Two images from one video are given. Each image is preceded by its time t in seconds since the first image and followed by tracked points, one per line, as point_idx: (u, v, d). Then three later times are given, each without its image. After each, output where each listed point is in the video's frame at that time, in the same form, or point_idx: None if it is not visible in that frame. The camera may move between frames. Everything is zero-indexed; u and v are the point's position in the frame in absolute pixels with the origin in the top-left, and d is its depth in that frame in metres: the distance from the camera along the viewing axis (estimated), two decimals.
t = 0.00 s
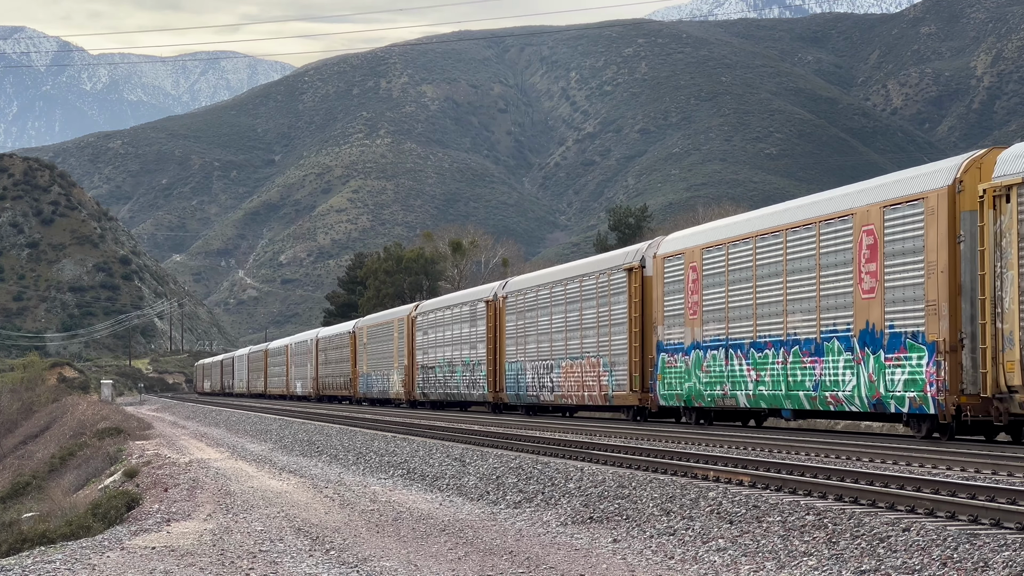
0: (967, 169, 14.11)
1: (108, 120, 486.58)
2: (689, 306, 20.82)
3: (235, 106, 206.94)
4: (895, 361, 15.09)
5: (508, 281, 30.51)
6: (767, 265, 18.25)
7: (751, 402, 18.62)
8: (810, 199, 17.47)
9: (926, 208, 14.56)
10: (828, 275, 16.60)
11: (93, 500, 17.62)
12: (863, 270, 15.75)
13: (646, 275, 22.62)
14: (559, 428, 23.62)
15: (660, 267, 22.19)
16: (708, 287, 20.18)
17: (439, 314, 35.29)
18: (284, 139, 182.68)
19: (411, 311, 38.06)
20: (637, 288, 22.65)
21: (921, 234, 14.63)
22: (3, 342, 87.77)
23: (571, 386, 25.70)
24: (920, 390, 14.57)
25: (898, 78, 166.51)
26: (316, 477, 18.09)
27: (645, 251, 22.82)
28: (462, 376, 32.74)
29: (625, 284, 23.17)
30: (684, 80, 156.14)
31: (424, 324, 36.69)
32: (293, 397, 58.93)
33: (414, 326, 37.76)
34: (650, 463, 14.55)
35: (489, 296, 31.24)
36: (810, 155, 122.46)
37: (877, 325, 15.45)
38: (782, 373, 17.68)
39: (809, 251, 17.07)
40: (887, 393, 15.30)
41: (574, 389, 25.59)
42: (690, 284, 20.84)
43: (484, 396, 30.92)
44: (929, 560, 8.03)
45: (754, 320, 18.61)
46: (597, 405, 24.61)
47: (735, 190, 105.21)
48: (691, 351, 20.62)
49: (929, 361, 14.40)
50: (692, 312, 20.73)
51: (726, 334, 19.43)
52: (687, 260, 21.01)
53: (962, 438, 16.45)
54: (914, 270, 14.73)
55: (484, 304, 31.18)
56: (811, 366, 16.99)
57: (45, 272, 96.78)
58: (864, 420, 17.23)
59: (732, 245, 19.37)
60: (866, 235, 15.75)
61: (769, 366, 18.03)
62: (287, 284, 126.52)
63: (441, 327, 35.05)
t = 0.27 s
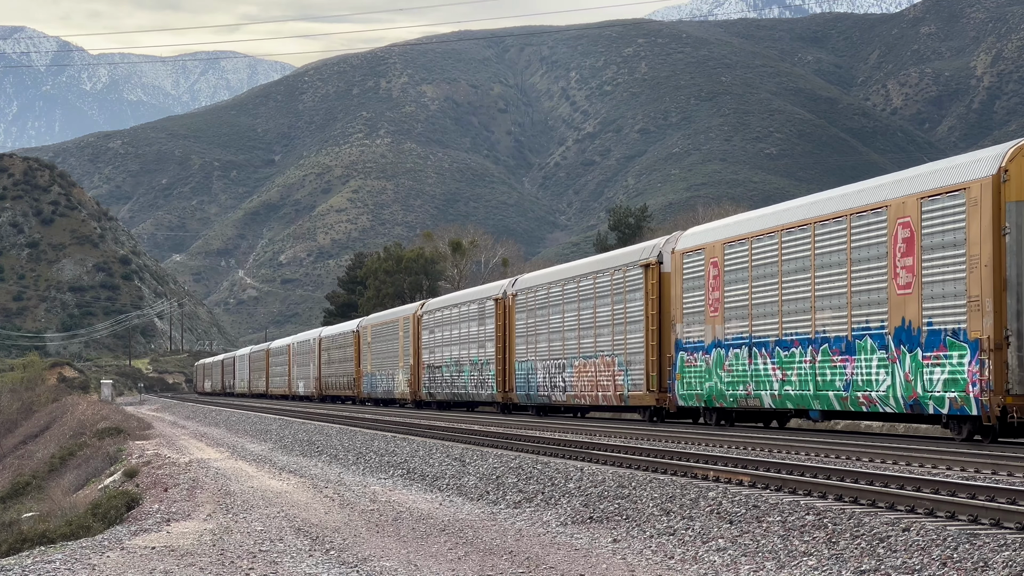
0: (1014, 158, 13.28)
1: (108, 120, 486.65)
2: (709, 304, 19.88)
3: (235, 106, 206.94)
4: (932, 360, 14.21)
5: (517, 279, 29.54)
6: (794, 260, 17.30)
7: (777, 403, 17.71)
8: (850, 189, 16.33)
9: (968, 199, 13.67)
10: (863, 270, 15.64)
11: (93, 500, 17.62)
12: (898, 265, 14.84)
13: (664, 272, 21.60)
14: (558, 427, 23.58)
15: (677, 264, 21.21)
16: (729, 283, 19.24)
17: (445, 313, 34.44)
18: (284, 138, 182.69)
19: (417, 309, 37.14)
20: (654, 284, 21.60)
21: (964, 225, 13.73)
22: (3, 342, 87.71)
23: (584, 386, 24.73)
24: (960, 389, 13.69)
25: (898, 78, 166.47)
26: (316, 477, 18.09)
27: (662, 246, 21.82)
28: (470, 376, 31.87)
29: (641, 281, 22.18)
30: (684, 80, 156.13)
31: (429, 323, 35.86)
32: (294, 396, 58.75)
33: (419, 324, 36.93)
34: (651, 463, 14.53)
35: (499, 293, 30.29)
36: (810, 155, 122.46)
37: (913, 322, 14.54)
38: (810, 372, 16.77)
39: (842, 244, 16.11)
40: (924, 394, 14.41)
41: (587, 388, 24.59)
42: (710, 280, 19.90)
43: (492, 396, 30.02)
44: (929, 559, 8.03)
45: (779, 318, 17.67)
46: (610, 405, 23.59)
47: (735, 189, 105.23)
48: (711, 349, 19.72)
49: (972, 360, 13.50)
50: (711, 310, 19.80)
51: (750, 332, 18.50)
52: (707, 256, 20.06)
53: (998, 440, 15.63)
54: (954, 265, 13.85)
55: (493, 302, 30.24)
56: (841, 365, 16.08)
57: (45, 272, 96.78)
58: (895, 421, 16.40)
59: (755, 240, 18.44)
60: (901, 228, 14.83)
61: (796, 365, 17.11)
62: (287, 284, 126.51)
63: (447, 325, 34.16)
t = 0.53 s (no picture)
0: None
1: (108, 120, 486.30)
2: (732, 301, 19.34)
3: (235, 106, 206.96)
4: (974, 359, 13.43)
5: (527, 277, 29.14)
6: (822, 255, 16.70)
7: (804, 403, 17.09)
8: (866, 184, 15.98)
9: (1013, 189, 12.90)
10: (895, 264, 14.94)
11: (93, 500, 17.60)
12: (934, 261, 14.13)
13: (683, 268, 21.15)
14: (560, 427, 23.59)
15: (699, 259, 20.71)
16: (754, 279, 18.68)
17: (453, 311, 33.91)
18: (284, 139, 182.69)
19: (424, 307, 36.70)
20: (673, 281, 21.21)
21: (1009, 217, 12.92)
22: (3, 342, 87.67)
23: (598, 386, 24.29)
24: (1006, 388, 12.90)
25: (898, 78, 166.49)
26: (317, 477, 18.10)
27: (682, 241, 21.31)
28: (478, 376, 31.33)
29: (659, 278, 21.75)
30: (684, 80, 156.14)
31: (437, 322, 35.40)
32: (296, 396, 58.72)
33: (426, 323, 36.43)
34: (650, 463, 14.55)
35: (506, 293, 29.84)
36: (810, 155, 122.44)
37: (955, 319, 13.75)
38: (840, 371, 16.14)
39: (875, 238, 15.39)
40: (964, 394, 13.63)
41: (603, 389, 24.13)
42: (734, 276, 19.37)
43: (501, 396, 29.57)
44: (929, 560, 8.03)
45: (807, 315, 17.02)
46: (626, 405, 23.24)
47: (735, 189, 105.29)
48: (735, 348, 19.16)
49: (1018, 360, 12.75)
50: (737, 306, 19.21)
51: (777, 329, 17.92)
52: (730, 251, 19.54)
53: None
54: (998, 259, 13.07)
55: (503, 300, 29.72)
56: (874, 364, 15.37)
57: (45, 272, 96.80)
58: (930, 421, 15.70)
59: (782, 234, 17.86)
60: (939, 220, 14.09)
61: (825, 364, 16.49)
62: (287, 284, 126.50)
63: (455, 324, 33.63)
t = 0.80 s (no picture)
0: None
1: (108, 121, 486.43)
2: (756, 298, 18.48)
3: (235, 106, 207.01)
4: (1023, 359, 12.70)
5: (538, 274, 28.21)
6: (854, 249, 15.85)
7: (834, 405, 16.22)
8: (865, 184, 15.95)
9: None
10: (936, 257, 14.09)
11: (93, 501, 17.61)
12: (977, 255, 13.35)
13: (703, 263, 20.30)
14: (561, 427, 23.52)
15: (720, 254, 19.89)
16: (779, 275, 17.82)
17: (460, 310, 33.09)
18: (284, 139, 182.67)
19: (430, 306, 35.87)
20: (693, 277, 20.35)
21: None
22: (3, 342, 87.68)
23: (614, 385, 23.31)
24: None
25: (898, 78, 166.41)
26: (317, 477, 18.09)
27: (702, 236, 20.46)
28: (486, 376, 30.51)
29: (678, 274, 20.90)
30: (684, 80, 156.11)
31: (443, 320, 34.55)
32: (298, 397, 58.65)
33: (432, 322, 35.65)
34: (650, 463, 14.53)
35: (518, 289, 28.89)
36: (810, 155, 122.44)
37: (1001, 316, 12.98)
38: (873, 370, 15.30)
39: (911, 232, 14.58)
40: (1012, 395, 12.89)
41: (619, 389, 23.05)
42: (758, 272, 18.51)
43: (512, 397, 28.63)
44: (928, 560, 8.03)
45: (838, 312, 16.15)
46: (643, 406, 22.28)
47: (735, 189, 105.25)
48: (759, 346, 18.30)
49: None
50: (761, 303, 18.36)
51: (804, 326, 17.03)
52: (755, 245, 18.69)
53: None
54: None
55: (513, 298, 28.80)
56: (911, 364, 14.54)
57: (45, 272, 96.80)
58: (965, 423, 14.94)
59: (809, 228, 17.04)
60: (983, 212, 13.32)
61: (857, 363, 15.62)
62: (287, 284, 126.48)
63: (462, 323, 32.79)
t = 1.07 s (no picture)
0: None
1: (108, 120, 486.11)
2: (782, 293, 17.84)
3: (235, 106, 206.99)
4: None
5: (549, 270, 27.72)
6: (887, 243, 15.13)
7: (867, 406, 15.57)
8: (857, 183, 16.11)
9: None
10: (977, 251, 13.42)
11: (93, 501, 17.61)
12: None
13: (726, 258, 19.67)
14: (561, 428, 23.52)
15: (743, 250, 19.27)
16: (807, 270, 17.13)
17: (469, 308, 32.70)
18: (284, 139, 182.67)
19: (438, 304, 35.49)
20: (714, 272, 19.75)
21: None
22: (3, 342, 87.65)
23: (629, 386, 22.88)
24: None
25: (898, 78, 166.40)
26: (316, 477, 18.10)
27: (724, 230, 19.88)
28: (496, 375, 30.16)
29: (697, 270, 20.31)
30: (684, 80, 156.11)
31: (451, 319, 34.15)
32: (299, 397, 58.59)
33: (439, 321, 35.28)
34: (650, 463, 14.54)
35: (529, 287, 28.46)
36: (810, 155, 122.42)
37: None
38: (909, 370, 14.59)
39: (951, 224, 13.87)
40: None
41: (636, 389, 22.66)
42: (784, 268, 17.88)
43: (522, 397, 28.27)
44: (929, 560, 8.03)
45: (870, 308, 15.42)
46: (661, 406, 21.86)
47: (735, 190, 105.23)
48: (785, 344, 17.70)
49: None
50: (788, 300, 17.66)
51: (835, 324, 16.32)
52: (780, 240, 18.05)
53: None
54: None
55: (524, 296, 28.37)
56: (950, 363, 13.86)
57: (45, 272, 96.79)
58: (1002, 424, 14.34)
59: (839, 221, 16.33)
60: None
61: (892, 362, 14.94)
62: (287, 284, 126.49)
63: (471, 322, 32.46)
